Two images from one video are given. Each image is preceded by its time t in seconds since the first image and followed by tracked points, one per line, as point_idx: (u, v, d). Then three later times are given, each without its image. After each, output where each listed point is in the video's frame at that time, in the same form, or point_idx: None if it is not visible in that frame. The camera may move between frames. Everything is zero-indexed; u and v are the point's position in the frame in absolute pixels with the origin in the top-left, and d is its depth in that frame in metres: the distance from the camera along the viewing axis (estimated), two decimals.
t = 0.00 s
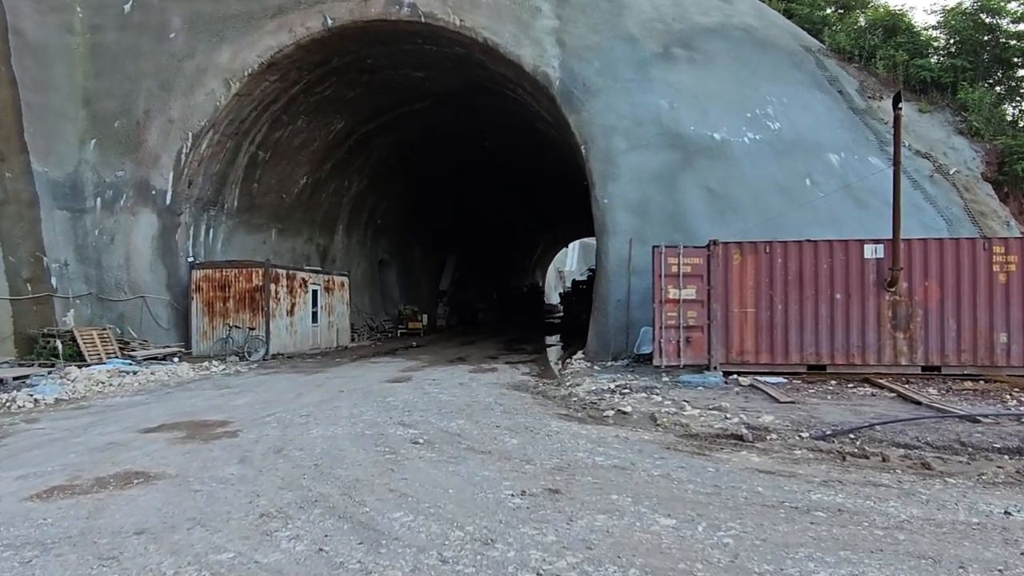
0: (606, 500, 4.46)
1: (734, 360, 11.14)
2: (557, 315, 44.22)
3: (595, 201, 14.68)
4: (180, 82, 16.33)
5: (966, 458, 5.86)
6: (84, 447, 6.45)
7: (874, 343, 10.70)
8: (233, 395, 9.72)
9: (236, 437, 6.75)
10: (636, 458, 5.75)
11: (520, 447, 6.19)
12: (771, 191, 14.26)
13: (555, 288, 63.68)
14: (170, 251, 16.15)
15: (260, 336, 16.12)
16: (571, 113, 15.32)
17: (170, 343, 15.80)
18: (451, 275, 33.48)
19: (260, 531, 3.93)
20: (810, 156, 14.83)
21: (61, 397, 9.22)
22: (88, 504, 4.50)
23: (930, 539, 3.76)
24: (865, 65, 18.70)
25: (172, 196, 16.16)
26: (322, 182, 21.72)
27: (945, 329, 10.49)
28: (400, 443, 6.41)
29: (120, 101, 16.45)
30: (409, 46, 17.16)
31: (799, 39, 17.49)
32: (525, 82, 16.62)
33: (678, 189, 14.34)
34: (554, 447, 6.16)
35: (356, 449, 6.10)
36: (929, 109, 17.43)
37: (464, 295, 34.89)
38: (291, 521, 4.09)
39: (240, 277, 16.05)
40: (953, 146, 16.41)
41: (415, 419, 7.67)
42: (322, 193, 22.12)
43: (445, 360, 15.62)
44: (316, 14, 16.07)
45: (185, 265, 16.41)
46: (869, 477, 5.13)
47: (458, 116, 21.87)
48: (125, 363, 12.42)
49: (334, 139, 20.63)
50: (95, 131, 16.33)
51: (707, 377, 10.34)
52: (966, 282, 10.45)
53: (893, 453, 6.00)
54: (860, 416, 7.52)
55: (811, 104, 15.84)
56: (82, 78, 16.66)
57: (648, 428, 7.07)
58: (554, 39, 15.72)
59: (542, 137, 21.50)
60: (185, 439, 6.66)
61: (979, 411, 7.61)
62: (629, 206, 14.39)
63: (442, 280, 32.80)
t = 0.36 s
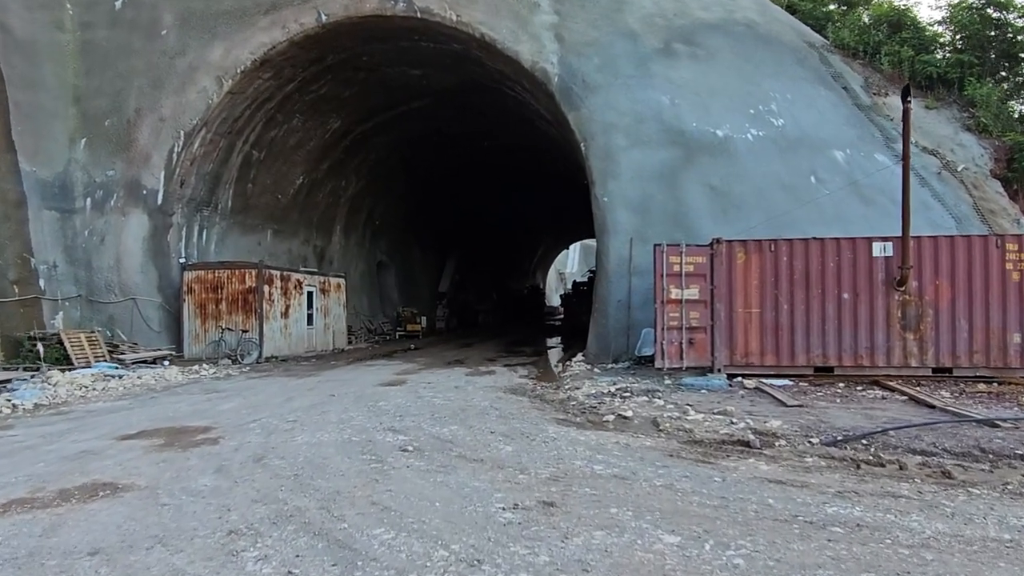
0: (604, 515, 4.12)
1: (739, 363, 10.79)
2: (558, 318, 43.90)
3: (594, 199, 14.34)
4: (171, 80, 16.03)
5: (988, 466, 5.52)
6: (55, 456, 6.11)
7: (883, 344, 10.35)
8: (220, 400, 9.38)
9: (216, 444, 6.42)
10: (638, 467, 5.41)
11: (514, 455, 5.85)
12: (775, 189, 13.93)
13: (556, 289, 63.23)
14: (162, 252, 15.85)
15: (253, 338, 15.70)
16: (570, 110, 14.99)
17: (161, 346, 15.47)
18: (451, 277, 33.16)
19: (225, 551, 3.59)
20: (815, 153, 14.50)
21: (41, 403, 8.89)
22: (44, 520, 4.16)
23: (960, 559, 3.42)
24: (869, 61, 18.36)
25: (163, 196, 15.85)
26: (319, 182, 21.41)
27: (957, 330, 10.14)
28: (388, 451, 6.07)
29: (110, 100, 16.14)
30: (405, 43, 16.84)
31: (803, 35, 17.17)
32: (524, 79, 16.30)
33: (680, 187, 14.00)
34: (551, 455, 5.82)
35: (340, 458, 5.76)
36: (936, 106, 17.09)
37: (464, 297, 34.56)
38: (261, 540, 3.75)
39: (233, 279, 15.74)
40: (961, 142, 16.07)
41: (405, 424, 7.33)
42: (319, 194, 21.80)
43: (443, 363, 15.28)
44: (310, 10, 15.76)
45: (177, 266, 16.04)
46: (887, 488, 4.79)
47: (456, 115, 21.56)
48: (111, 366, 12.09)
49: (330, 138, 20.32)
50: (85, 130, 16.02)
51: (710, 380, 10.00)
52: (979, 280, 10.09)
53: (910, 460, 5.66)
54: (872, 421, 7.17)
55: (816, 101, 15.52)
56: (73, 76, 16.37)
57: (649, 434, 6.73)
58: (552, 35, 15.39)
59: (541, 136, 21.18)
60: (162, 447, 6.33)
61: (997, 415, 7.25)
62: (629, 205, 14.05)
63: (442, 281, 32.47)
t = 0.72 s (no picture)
0: (603, 542, 3.76)
1: (747, 370, 10.40)
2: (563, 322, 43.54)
3: (598, 202, 13.99)
4: (167, 81, 15.78)
5: (1017, 485, 5.14)
6: (24, 470, 5.79)
7: (897, 350, 9.95)
8: (208, 409, 9.05)
9: (195, 459, 6.09)
10: (641, 485, 5.05)
11: (509, 471, 5.49)
12: (783, 191, 13.55)
13: (561, 294, 62.78)
14: (158, 256, 15.58)
15: (250, 345, 15.37)
16: (572, 110, 14.66)
17: (156, 352, 15.18)
18: (454, 281, 32.83)
19: None
20: (825, 154, 14.12)
21: (22, 412, 8.59)
22: None
23: None
24: (879, 61, 18.00)
25: (159, 199, 15.61)
26: (320, 185, 21.13)
27: (974, 335, 9.75)
28: (376, 466, 5.72)
29: (106, 102, 15.90)
30: (405, 44, 16.55)
31: (811, 34, 16.80)
32: (525, 79, 15.97)
33: (686, 188, 13.64)
34: (548, 471, 5.47)
35: (324, 473, 5.42)
36: (948, 106, 16.70)
37: (467, 301, 34.24)
38: (224, 571, 3.41)
39: (229, 283, 15.46)
40: (974, 143, 15.66)
41: (397, 436, 6.97)
42: (319, 198, 21.52)
43: (443, 369, 14.93)
44: (308, 9, 15.49)
45: (173, 271, 15.85)
46: (912, 510, 4.42)
47: (458, 117, 21.26)
48: (101, 374, 11.77)
49: (331, 141, 20.04)
50: (80, 133, 15.78)
51: (717, 388, 9.62)
52: (997, 284, 9.69)
53: (933, 477, 5.28)
54: (889, 433, 6.79)
55: (825, 101, 15.15)
56: (68, 77, 16.13)
57: (653, 448, 6.36)
58: (554, 34, 15.06)
59: (544, 138, 20.87)
60: (138, 462, 6.00)
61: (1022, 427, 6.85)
62: (634, 207, 13.69)
63: (445, 286, 32.15)
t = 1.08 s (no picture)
0: None
1: (759, 378, 9.99)
2: (570, 328, 43.16)
3: (604, 205, 13.62)
4: (167, 84, 15.58)
5: None
6: None
7: (917, 358, 9.52)
8: (198, 419, 8.73)
9: (174, 474, 5.76)
10: (647, 507, 4.68)
11: (506, 491, 5.12)
12: (795, 193, 13.15)
13: (568, 299, 62.33)
14: (157, 261, 15.29)
15: (249, 351, 15.08)
16: (578, 111, 14.31)
17: (154, 358, 14.92)
18: (460, 286, 32.51)
19: None
20: (838, 155, 13.70)
21: (5, 423, 8.29)
22: None
23: None
24: (893, 61, 17.64)
25: (158, 204, 15.31)
26: (323, 189, 20.87)
27: (998, 343, 9.32)
28: (364, 483, 5.37)
29: (105, 105, 15.70)
30: (408, 45, 16.27)
31: (823, 33, 16.40)
32: (530, 80, 15.64)
33: (695, 191, 13.26)
34: (547, 490, 5.11)
35: (307, 491, 5.08)
36: (964, 106, 16.28)
37: (474, 307, 33.91)
38: None
39: (228, 289, 15.19)
40: (992, 143, 15.24)
41: (390, 450, 6.61)
42: (323, 202, 21.26)
43: (445, 377, 14.58)
44: (310, 11, 15.23)
45: (173, 276, 15.44)
46: (944, 537, 4.03)
47: (464, 120, 20.95)
48: (93, 382, 11.47)
49: (334, 145, 19.78)
50: (78, 136, 15.57)
51: (727, 397, 9.23)
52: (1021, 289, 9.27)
53: (963, 499, 4.89)
54: (912, 448, 6.39)
55: (838, 101, 14.76)
56: (67, 81, 15.91)
57: (661, 463, 5.98)
58: (560, 34, 14.73)
59: (551, 142, 20.53)
60: (114, 477, 5.68)
61: None
62: (641, 210, 13.32)
63: (451, 291, 31.83)
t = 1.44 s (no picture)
0: None
1: (775, 386, 9.56)
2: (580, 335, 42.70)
3: (613, 206, 13.24)
4: (169, 86, 15.40)
5: None
6: None
7: (941, 365, 9.09)
8: (190, 428, 8.40)
9: (155, 487, 5.43)
10: (659, 527, 4.29)
11: (506, 508, 4.75)
12: (811, 194, 12.74)
13: (578, 305, 61.86)
14: (158, 265, 15.08)
15: (250, 357, 14.76)
16: (586, 111, 13.96)
17: (154, 364, 14.66)
18: (469, 291, 32.19)
19: None
20: (855, 155, 13.29)
21: None
22: None
23: None
24: (910, 59, 17.26)
25: (159, 207, 15.13)
26: (329, 193, 20.60)
27: None
28: (354, 498, 5.01)
29: (106, 107, 15.53)
30: (413, 45, 15.99)
31: (837, 32, 15.98)
32: (537, 80, 15.31)
33: (707, 192, 12.87)
34: (550, 507, 4.73)
35: (292, 508, 4.72)
36: (984, 105, 15.84)
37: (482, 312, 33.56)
38: None
39: (229, 293, 14.92)
40: (1014, 143, 14.78)
41: (386, 462, 6.25)
42: (329, 206, 21.00)
43: (450, 384, 14.20)
44: (313, 10, 15.00)
45: (174, 281, 15.22)
46: (991, 565, 3.62)
47: (471, 123, 20.65)
48: (87, 388, 11.17)
49: (339, 148, 19.51)
50: (79, 139, 15.44)
51: (742, 405, 8.83)
52: None
53: (1007, 519, 4.46)
54: (944, 461, 5.96)
55: (853, 100, 14.35)
56: (68, 82, 15.80)
57: (674, 477, 5.59)
58: (567, 32, 14.39)
59: (559, 145, 20.19)
60: (91, 490, 5.35)
61: None
62: (651, 212, 12.93)
63: (459, 297, 31.52)
